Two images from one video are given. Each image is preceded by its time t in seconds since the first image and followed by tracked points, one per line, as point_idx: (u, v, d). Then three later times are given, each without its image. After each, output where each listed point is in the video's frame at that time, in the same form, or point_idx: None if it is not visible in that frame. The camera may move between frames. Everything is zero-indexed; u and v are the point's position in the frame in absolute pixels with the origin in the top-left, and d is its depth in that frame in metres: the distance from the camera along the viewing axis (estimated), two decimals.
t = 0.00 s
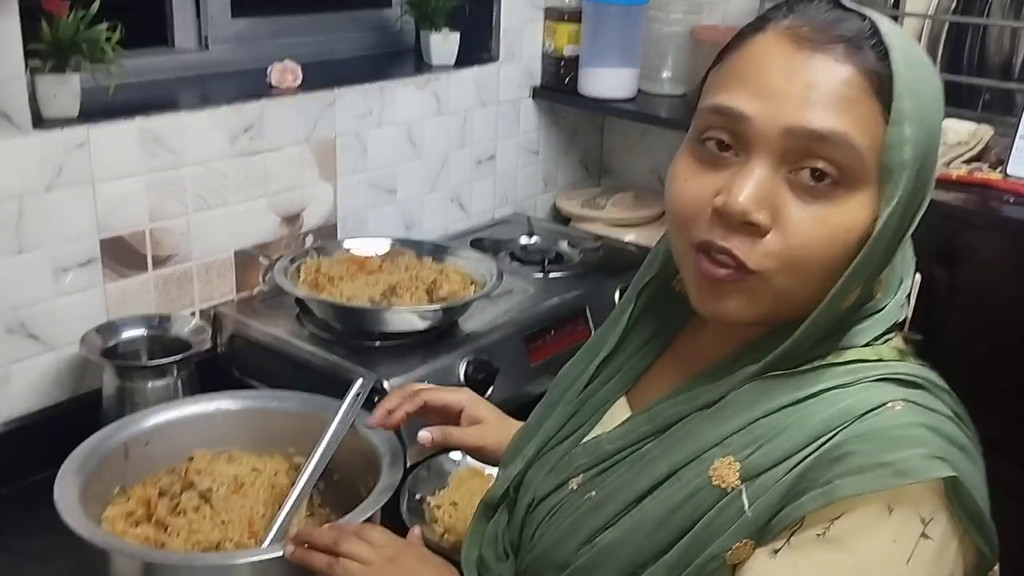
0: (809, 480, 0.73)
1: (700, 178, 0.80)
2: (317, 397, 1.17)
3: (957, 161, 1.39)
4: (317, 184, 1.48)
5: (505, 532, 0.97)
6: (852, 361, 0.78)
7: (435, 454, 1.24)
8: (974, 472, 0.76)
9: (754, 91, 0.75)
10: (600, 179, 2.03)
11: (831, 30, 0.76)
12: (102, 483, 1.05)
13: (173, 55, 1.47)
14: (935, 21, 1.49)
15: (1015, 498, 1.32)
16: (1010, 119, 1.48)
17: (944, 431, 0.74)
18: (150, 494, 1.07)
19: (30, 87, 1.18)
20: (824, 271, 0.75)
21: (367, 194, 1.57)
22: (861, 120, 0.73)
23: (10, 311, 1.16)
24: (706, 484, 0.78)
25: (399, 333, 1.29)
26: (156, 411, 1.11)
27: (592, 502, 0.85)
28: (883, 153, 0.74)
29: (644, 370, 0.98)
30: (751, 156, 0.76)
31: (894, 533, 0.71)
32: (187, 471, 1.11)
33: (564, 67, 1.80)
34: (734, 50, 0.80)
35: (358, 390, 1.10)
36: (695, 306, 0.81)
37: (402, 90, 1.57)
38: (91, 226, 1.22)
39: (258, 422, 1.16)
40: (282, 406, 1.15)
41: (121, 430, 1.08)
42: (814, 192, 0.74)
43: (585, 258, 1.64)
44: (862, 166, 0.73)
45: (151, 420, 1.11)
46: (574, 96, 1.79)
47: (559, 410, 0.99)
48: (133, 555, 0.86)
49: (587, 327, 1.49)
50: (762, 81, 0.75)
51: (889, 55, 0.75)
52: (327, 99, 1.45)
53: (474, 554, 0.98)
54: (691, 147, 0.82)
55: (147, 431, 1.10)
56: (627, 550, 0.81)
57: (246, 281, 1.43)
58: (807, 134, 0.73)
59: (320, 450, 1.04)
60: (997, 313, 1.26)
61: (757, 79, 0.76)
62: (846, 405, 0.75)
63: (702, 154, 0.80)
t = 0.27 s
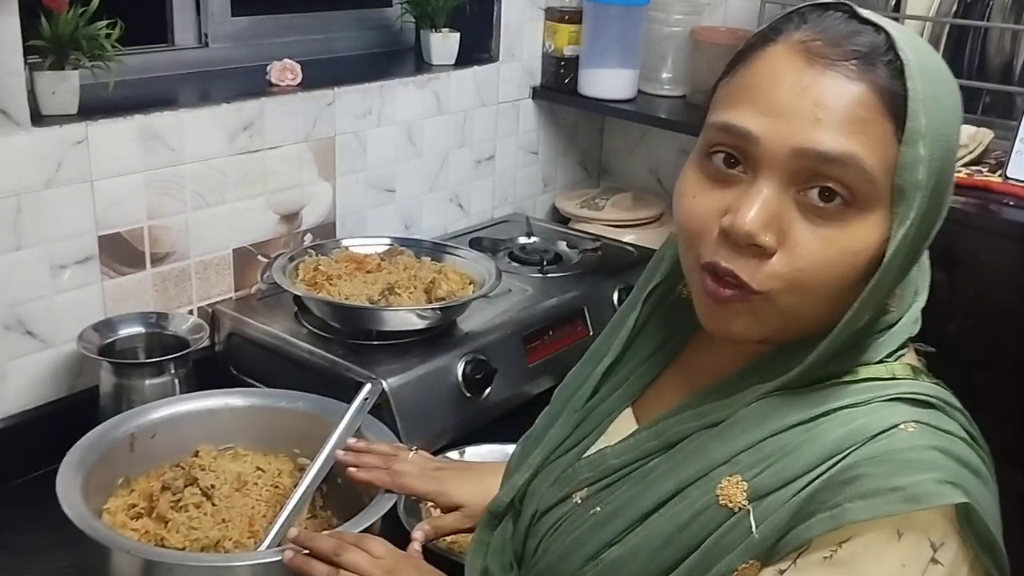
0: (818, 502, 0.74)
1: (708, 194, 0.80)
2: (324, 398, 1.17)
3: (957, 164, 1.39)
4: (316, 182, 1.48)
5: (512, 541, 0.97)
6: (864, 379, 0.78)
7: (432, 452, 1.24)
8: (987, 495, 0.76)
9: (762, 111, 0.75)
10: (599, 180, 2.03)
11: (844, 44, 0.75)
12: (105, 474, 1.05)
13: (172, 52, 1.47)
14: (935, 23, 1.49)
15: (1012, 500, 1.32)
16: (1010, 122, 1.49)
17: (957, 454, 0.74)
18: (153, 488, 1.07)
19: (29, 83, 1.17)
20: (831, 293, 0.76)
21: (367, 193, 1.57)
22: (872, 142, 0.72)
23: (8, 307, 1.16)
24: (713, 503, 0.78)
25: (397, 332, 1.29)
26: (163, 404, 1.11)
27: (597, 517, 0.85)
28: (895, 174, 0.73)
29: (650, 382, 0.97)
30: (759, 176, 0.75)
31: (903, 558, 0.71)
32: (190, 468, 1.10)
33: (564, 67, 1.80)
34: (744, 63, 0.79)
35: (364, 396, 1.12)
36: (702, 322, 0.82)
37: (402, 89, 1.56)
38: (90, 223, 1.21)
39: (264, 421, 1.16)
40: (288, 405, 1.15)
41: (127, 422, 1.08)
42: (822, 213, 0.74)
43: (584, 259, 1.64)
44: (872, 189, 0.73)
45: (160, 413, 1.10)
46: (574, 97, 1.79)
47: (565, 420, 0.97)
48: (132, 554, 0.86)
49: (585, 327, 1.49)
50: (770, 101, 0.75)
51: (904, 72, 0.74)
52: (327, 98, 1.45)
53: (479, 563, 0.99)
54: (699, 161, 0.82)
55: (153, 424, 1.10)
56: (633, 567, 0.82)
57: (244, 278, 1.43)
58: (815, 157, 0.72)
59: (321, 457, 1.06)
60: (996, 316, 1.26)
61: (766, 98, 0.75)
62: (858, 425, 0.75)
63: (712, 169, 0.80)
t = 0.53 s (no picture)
0: (822, 507, 0.73)
1: (713, 193, 0.80)
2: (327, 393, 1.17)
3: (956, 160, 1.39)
4: (316, 177, 1.48)
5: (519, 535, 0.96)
6: (872, 385, 0.77)
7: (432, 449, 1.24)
8: (994, 505, 0.74)
9: (770, 112, 0.75)
10: (599, 176, 2.03)
11: (859, 49, 0.74)
12: (106, 468, 1.05)
13: (172, 47, 1.47)
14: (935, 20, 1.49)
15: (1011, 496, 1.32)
16: (1010, 119, 1.49)
17: (964, 462, 0.72)
18: (155, 482, 1.07)
19: (29, 78, 1.18)
20: (831, 298, 0.75)
21: (367, 189, 1.57)
22: (877, 150, 0.71)
23: (8, 302, 1.16)
24: (717, 505, 0.78)
25: (397, 327, 1.29)
26: (166, 398, 1.11)
27: (600, 518, 0.85)
28: (903, 183, 0.72)
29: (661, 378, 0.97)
30: (763, 178, 0.75)
31: (906, 566, 0.70)
32: (192, 462, 1.10)
33: (564, 63, 1.80)
34: (758, 63, 0.79)
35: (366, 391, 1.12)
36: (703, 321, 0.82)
37: (402, 85, 1.56)
38: (90, 218, 1.22)
39: (267, 416, 1.16)
40: (290, 399, 1.15)
41: (129, 416, 1.08)
42: (824, 219, 0.73)
43: (583, 255, 1.64)
44: (877, 197, 0.72)
45: (162, 407, 1.11)
46: (574, 93, 1.79)
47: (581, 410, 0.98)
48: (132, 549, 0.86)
49: (585, 323, 1.49)
50: (778, 103, 0.74)
51: (918, 79, 0.73)
52: (328, 93, 1.45)
53: (489, 552, 0.99)
54: (708, 159, 0.82)
55: (155, 417, 1.10)
56: (635, 568, 0.81)
57: (244, 273, 1.43)
58: (819, 162, 0.72)
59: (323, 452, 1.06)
60: (995, 312, 1.26)
61: (774, 99, 0.75)
62: (864, 431, 0.74)
63: (719, 166, 0.80)
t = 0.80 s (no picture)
0: (831, 506, 0.73)
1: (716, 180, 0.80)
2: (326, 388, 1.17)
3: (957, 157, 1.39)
4: (316, 173, 1.48)
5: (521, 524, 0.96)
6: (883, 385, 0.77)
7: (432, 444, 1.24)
8: (1002, 505, 0.74)
9: (772, 111, 0.73)
10: (599, 172, 2.03)
11: (875, 61, 0.71)
12: (106, 464, 1.05)
13: (172, 42, 1.47)
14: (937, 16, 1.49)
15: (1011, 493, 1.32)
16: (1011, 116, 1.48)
17: (974, 463, 0.72)
18: (154, 478, 1.07)
19: (30, 73, 1.17)
20: (811, 303, 0.74)
21: (367, 184, 1.57)
22: (867, 165, 0.69)
23: (9, 297, 1.16)
24: (725, 503, 0.78)
25: (397, 323, 1.29)
26: (165, 393, 1.11)
27: (607, 514, 0.85)
28: (896, 206, 0.69)
29: (674, 371, 0.96)
30: (756, 176, 0.74)
31: (916, 567, 0.70)
32: (191, 457, 1.10)
33: (565, 58, 1.80)
34: (784, 56, 0.77)
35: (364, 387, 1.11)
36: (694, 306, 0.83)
37: (402, 80, 1.56)
38: (91, 213, 1.21)
39: (266, 411, 1.16)
40: (289, 395, 1.15)
41: (128, 411, 1.08)
42: (806, 225, 0.72)
43: (584, 251, 1.64)
44: (862, 213, 0.70)
45: (161, 403, 1.11)
46: (575, 89, 1.78)
47: (604, 388, 0.97)
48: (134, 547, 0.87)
49: (585, 319, 1.49)
50: (782, 102, 0.73)
51: (925, 100, 0.69)
52: (328, 89, 1.45)
53: (502, 526, 0.99)
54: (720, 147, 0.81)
55: (154, 412, 1.10)
56: (643, 565, 0.81)
57: (244, 269, 1.43)
58: (806, 169, 0.70)
59: (322, 449, 1.05)
60: (996, 309, 1.26)
61: (780, 98, 0.73)
62: (874, 431, 0.73)
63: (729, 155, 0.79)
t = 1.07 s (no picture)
0: (824, 510, 0.73)
1: (727, 170, 0.79)
2: (311, 383, 1.17)
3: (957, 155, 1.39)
4: (314, 172, 1.48)
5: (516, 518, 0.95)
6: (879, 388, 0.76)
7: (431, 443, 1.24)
8: (995, 512, 0.74)
9: (787, 101, 0.72)
10: (599, 170, 2.02)
11: (892, 55, 0.71)
12: (95, 471, 1.04)
13: (170, 41, 1.47)
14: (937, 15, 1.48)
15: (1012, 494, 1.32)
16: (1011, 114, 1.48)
17: (968, 469, 0.72)
18: (144, 482, 1.07)
19: (27, 71, 1.17)
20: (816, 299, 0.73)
21: (366, 183, 1.57)
22: (882, 159, 0.68)
23: (7, 295, 1.16)
24: (718, 504, 0.77)
25: (395, 322, 1.29)
26: (150, 398, 1.10)
27: (600, 512, 0.85)
28: (907, 202, 0.68)
29: (677, 365, 0.95)
30: (767, 166, 0.73)
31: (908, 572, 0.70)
32: (180, 460, 1.09)
33: (564, 57, 1.79)
34: (802, 47, 0.76)
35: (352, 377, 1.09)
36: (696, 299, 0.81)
37: (401, 79, 1.56)
38: (88, 212, 1.21)
39: (257, 409, 1.15)
40: (275, 392, 1.15)
41: (114, 418, 1.07)
42: (816, 218, 0.71)
43: (583, 249, 1.64)
44: (873, 207, 0.69)
45: (147, 408, 1.09)
46: (574, 87, 1.78)
47: (604, 383, 0.96)
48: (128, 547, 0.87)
49: (584, 318, 1.49)
50: (796, 93, 0.72)
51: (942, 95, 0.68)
52: (327, 87, 1.45)
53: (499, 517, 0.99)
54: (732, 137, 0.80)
55: (140, 418, 1.09)
56: (635, 564, 0.81)
57: (243, 268, 1.43)
58: (819, 159, 0.69)
59: (314, 439, 1.04)
60: (996, 310, 1.26)
61: (794, 88, 0.72)
62: (868, 436, 0.73)
63: (740, 145, 0.79)
